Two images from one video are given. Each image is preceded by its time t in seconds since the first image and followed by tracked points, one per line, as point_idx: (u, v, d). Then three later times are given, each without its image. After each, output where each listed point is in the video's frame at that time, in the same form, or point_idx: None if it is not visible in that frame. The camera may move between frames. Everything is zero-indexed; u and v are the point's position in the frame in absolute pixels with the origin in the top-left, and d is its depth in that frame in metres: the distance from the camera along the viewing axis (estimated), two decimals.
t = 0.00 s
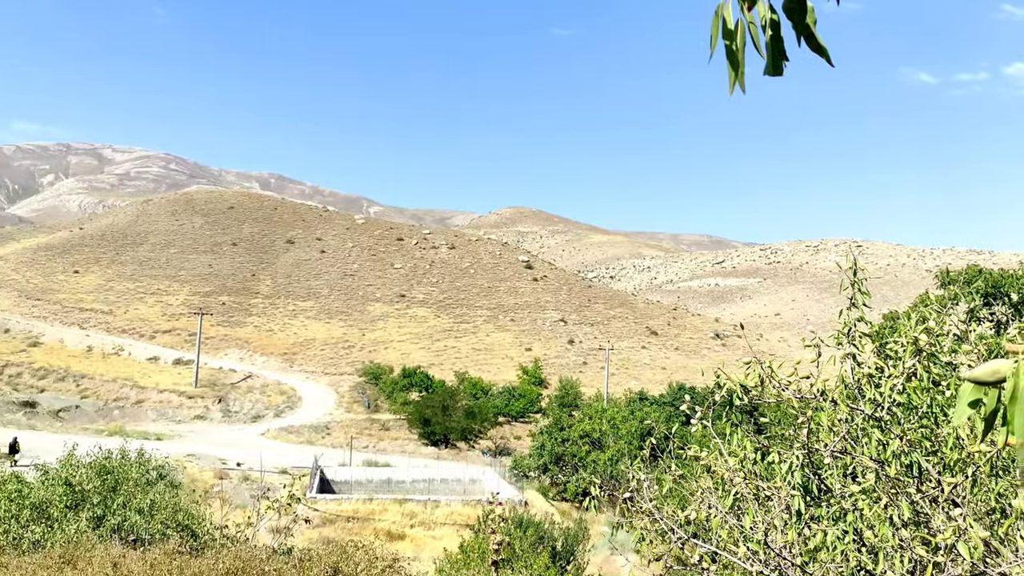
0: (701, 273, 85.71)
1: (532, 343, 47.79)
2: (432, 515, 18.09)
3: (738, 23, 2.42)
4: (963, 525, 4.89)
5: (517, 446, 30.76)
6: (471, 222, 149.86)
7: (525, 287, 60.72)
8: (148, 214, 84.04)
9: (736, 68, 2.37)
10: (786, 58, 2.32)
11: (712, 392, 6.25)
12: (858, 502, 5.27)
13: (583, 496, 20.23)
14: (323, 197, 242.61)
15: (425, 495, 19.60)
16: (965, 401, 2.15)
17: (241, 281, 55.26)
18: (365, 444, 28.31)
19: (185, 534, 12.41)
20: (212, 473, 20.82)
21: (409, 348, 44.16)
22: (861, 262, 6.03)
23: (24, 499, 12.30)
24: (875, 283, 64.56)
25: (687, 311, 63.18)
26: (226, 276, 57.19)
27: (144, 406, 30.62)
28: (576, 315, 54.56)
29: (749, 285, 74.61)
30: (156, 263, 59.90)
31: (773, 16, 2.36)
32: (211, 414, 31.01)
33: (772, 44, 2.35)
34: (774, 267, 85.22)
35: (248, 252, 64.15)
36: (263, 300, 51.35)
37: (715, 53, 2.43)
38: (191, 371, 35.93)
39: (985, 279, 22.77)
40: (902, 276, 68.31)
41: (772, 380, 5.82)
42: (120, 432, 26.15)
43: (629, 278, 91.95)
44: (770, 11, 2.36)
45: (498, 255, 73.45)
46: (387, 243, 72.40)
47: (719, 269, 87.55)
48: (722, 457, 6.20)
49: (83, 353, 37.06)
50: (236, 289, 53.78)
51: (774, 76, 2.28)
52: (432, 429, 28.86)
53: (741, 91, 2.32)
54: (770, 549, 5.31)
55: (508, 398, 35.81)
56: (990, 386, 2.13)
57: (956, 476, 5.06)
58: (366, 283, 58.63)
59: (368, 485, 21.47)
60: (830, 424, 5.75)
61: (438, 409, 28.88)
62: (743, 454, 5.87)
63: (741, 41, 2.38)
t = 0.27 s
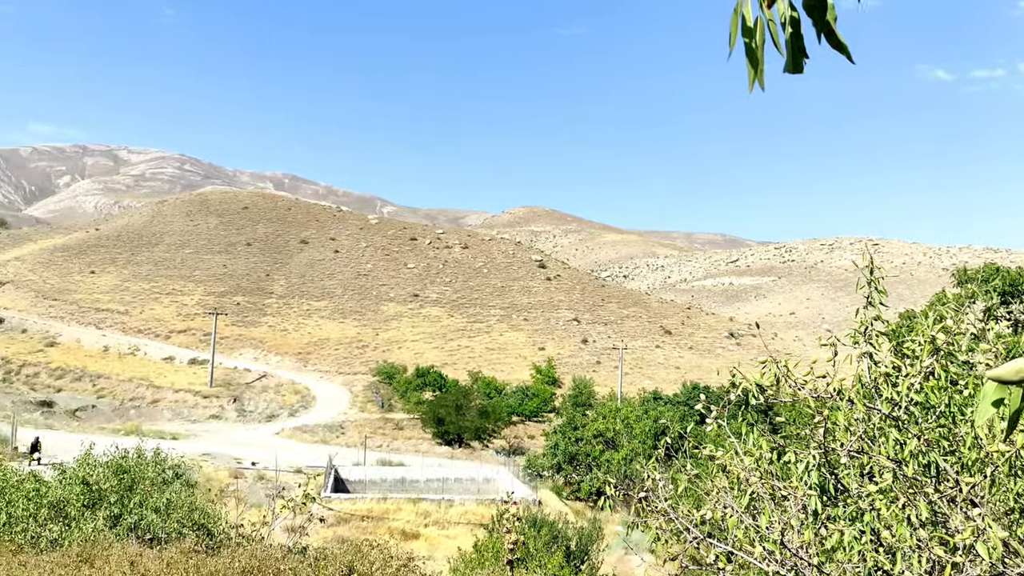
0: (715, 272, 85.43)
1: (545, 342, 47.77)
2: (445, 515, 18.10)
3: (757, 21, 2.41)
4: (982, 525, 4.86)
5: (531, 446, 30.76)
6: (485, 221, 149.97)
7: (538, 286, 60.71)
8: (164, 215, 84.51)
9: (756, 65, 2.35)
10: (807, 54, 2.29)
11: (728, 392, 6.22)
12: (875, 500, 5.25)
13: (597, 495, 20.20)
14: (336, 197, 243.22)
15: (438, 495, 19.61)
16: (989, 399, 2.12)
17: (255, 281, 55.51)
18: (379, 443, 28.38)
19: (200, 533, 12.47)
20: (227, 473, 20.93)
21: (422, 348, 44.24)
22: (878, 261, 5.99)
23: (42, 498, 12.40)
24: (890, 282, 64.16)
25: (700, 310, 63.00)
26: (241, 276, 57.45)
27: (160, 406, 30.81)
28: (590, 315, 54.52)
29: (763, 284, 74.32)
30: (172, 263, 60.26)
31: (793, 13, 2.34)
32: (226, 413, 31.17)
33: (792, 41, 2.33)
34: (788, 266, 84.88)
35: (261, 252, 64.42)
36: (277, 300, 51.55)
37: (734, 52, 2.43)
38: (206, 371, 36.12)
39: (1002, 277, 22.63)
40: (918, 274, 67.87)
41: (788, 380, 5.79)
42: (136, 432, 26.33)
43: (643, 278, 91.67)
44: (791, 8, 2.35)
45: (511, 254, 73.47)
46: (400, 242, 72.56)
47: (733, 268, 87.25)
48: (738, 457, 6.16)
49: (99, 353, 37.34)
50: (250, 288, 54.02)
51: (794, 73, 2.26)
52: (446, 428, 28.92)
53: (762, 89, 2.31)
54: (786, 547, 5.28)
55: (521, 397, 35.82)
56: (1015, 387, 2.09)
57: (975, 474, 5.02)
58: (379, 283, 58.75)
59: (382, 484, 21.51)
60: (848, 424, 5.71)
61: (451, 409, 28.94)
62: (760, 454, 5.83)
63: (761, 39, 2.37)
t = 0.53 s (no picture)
0: (730, 270, 85.12)
1: (559, 341, 47.73)
2: (459, 513, 18.13)
3: (774, 17, 2.39)
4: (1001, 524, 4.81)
5: (544, 444, 30.76)
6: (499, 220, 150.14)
7: (552, 285, 60.70)
8: (178, 215, 84.91)
9: (774, 60, 2.34)
10: (824, 50, 2.28)
11: (743, 390, 6.18)
12: (892, 498, 5.21)
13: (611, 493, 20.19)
14: (349, 196, 243.86)
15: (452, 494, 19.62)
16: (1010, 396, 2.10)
17: (270, 281, 55.78)
18: (393, 442, 28.45)
19: (216, 531, 12.49)
20: (242, 472, 21.05)
21: (436, 347, 44.31)
22: (894, 259, 5.95)
23: (59, 496, 12.54)
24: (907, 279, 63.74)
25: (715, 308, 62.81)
26: (255, 276, 57.71)
27: (175, 405, 31.03)
28: (603, 313, 54.48)
29: (778, 282, 74.00)
30: (186, 263, 60.59)
31: (811, 10, 2.32)
32: (241, 413, 31.34)
33: (810, 35, 2.31)
34: (803, 263, 84.47)
35: (276, 252, 64.69)
36: (292, 300, 51.76)
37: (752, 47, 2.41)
38: (221, 370, 36.35)
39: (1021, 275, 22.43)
40: (934, 272, 67.40)
41: (803, 378, 5.76)
42: (152, 431, 26.51)
43: (657, 276, 91.43)
44: (809, 3, 2.32)
45: (524, 253, 73.46)
46: (414, 241, 72.73)
47: (748, 265, 86.92)
48: (754, 455, 6.13)
49: (115, 353, 37.63)
50: (265, 288, 54.28)
51: (812, 69, 2.24)
52: (460, 427, 28.97)
53: (779, 86, 2.29)
54: (803, 546, 5.25)
55: (535, 396, 35.84)
56: None
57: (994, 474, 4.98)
58: (393, 282, 58.87)
59: (396, 483, 21.56)
60: (865, 422, 5.67)
61: (465, 408, 29.01)
62: (775, 452, 5.79)
63: (778, 34, 2.35)
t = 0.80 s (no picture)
0: (743, 268, 84.81)
1: (572, 339, 47.68)
2: (472, 511, 18.15)
3: (794, 12, 2.38)
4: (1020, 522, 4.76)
5: (558, 443, 30.75)
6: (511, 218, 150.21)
7: (565, 283, 60.68)
8: (193, 215, 85.22)
9: (793, 57, 2.33)
10: (844, 46, 2.27)
11: (759, 388, 6.15)
12: (910, 496, 5.17)
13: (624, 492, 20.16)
14: (362, 195, 244.41)
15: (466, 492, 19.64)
16: None
17: (283, 280, 56.01)
18: (406, 441, 28.53)
19: (231, 528, 12.41)
20: (256, 470, 21.14)
21: (449, 346, 44.36)
22: (911, 255, 5.92)
23: (77, 494, 12.64)
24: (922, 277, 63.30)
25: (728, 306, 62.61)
26: (269, 275, 57.95)
27: (190, 403, 31.21)
28: (616, 311, 54.40)
29: (792, 280, 73.67)
30: (201, 262, 60.90)
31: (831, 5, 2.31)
32: (255, 411, 31.48)
33: (829, 31, 2.31)
34: (818, 260, 84.06)
35: (289, 252, 64.92)
36: (305, 299, 51.93)
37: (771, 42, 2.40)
38: (236, 368, 36.55)
39: None
40: (950, 269, 66.92)
41: (820, 375, 5.73)
42: (167, 429, 26.68)
43: (670, 274, 91.21)
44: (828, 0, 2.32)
45: (537, 251, 73.45)
46: (426, 240, 72.85)
47: (762, 263, 86.60)
48: (771, 453, 6.09)
49: (131, 352, 37.88)
50: (279, 287, 54.49)
51: (831, 65, 2.24)
52: (473, 426, 29.01)
53: (798, 82, 2.29)
54: (819, 545, 5.21)
55: (548, 394, 35.85)
56: None
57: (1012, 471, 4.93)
58: (406, 281, 58.98)
59: (410, 481, 21.61)
60: (881, 420, 5.63)
61: (478, 406, 29.02)
62: (792, 450, 5.75)
63: (798, 29, 2.34)
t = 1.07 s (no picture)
0: (757, 265, 84.45)
1: (585, 337, 47.61)
2: (485, 510, 18.18)
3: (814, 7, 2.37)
4: None
5: (570, 441, 30.73)
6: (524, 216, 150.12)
7: (577, 281, 60.61)
8: (207, 214, 85.51)
9: (812, 50, 2.32)
10: (864, 40, 2.26)
11: (774, 386, 6.12)
12: (926, 494, 5.14)
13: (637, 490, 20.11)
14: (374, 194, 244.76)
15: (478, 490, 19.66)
16: None
17: (296, 279, 56.19)
18: (419, 439, 28.58)
19: (246, 526, 12.47)
20: (270, 468, 21.26)
21: (462, 344, 44.37)
22: (927, 252, 5.88)
23: (92, 492, 12.77)
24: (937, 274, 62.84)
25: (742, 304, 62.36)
26: (282, 274, 58.14)
27: (204, 402, 31.39)
28: (629, 310, 54.31)
29: (806, 277, 73.29)
30: (214, 261, 61.16)
31: None
32: (269, 409, 31.62)
33: (849, 23, 2.30)
34: (832, 257, 83.59)
35: (302, 250, 65.09)
36: (318, 297, 52.07)
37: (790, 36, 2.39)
38: (249, 367, 36.72)
39: None
40: (966, 266, 66.41)
41: (835, 372, 5.71)
42: (182, 428, 26.85)
43: (683, 271, 90.94)
44: None
45: (550, 249, 73.41)
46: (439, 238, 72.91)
47: (776, 260, 86.20)
48: (786, 451, 6.07)
49: (145, 351, 38.10)
50: (292, 286, 54.65)
51: (850, 60, 2.23)
52: (486, 424, 29.04)
53: (818, 75, 2.27)
54: (836, 542, 5.19)
55: (560, 392, 35.82)
56: None
57: None
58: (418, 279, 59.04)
59: (423, 479, 21.67)
60: (897, 417, 5.60)
61: (491, 404, 29.02)
62: (807, 448, 5.72)
63: (818, 22, 2.33)
